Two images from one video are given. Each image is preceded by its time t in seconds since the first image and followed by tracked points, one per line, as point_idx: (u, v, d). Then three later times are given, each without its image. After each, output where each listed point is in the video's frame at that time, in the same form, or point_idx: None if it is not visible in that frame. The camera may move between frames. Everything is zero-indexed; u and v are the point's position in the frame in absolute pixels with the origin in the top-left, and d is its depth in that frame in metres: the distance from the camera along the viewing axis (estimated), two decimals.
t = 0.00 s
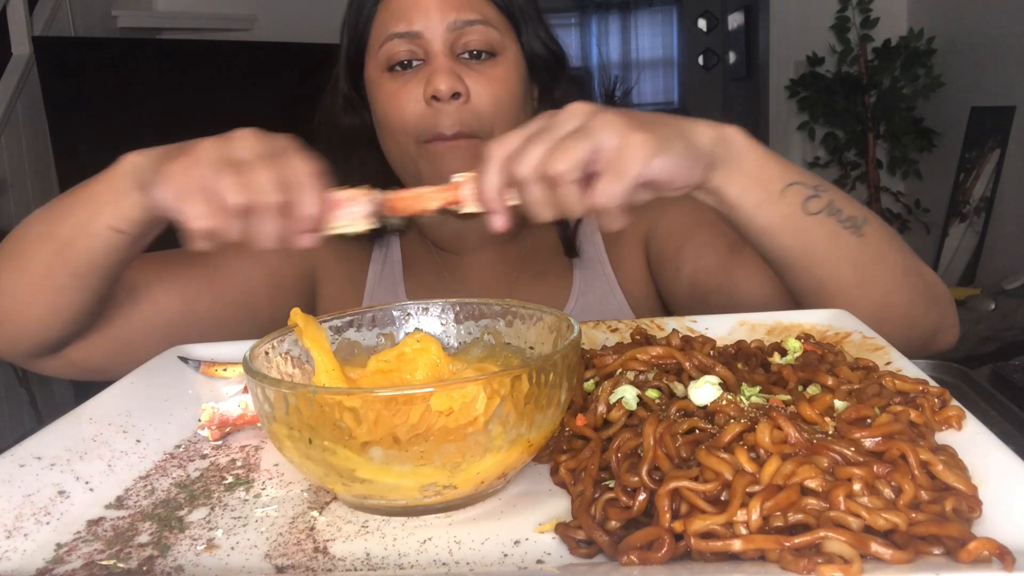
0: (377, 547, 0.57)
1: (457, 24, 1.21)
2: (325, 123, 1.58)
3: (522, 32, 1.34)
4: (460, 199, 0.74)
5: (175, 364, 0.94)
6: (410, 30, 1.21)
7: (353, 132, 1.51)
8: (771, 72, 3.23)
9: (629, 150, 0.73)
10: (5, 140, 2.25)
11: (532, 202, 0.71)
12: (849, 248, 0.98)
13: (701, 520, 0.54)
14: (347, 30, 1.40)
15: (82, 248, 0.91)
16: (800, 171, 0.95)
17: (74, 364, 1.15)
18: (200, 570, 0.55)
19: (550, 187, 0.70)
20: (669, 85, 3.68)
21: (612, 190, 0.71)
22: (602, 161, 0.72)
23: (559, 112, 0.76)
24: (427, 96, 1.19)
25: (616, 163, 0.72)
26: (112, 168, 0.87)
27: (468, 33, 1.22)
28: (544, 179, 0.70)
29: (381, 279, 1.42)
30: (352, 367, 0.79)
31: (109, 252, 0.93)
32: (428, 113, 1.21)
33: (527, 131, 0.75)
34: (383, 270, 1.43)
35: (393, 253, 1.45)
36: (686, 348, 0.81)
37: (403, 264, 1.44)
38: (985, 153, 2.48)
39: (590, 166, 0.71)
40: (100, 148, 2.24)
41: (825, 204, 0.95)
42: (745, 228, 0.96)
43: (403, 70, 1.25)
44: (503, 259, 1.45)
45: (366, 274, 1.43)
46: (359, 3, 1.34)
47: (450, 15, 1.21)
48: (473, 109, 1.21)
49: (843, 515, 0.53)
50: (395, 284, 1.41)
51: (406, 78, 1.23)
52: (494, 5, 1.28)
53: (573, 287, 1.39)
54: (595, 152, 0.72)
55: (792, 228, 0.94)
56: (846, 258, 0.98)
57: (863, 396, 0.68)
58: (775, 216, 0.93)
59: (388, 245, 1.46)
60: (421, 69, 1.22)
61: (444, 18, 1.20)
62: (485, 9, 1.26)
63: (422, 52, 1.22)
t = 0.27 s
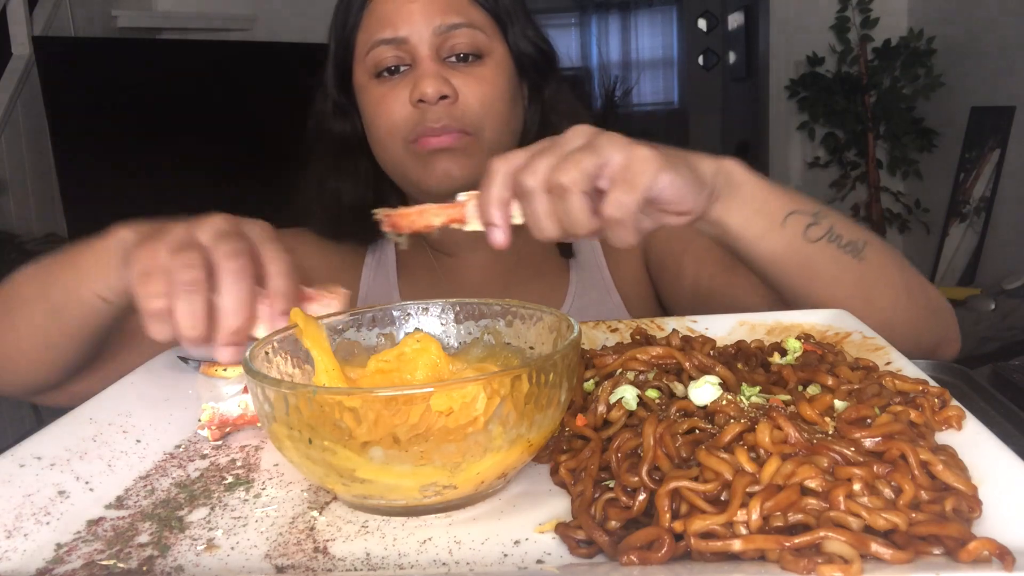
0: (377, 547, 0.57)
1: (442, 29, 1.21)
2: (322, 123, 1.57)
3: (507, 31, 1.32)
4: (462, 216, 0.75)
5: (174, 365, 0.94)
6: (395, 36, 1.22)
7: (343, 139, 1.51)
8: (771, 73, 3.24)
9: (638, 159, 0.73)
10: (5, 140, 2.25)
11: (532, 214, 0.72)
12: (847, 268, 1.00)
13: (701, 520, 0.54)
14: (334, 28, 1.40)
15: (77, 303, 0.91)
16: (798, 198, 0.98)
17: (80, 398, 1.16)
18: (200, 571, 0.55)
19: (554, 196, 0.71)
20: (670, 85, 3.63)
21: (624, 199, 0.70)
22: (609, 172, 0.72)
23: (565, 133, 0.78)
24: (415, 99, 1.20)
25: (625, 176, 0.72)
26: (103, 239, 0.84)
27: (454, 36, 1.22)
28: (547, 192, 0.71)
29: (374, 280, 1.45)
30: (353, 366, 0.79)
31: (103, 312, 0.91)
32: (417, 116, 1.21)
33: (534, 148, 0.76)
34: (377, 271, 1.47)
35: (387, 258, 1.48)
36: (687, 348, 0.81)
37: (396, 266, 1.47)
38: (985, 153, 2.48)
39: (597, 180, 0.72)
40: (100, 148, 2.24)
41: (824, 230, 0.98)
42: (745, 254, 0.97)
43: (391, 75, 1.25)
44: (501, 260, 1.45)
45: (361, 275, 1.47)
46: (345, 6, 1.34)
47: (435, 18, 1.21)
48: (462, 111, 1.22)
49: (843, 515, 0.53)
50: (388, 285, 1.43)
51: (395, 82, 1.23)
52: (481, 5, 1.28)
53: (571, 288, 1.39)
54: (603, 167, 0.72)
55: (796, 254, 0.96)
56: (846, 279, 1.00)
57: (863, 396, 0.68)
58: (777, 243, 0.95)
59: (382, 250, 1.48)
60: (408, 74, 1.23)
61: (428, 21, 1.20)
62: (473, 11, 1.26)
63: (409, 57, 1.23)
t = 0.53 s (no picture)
0: (377, 547, 0.57)
1: (435, 27, 1.21)
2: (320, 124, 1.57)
3: (500, 31, 1.32)
4: (423, 209, 0.74)
5: (174, 365, 0.94)
6: (387, 35, 1.22)
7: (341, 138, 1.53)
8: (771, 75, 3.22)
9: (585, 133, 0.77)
10: (5, 139, 2.25)
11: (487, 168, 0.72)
12: (827, 284, 1.02)
13: (701, 520, 0.54)
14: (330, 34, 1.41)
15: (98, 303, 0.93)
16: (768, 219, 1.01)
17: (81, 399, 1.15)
18: (200, 570, 0.55)
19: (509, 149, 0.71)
20: (670, 84, 3.62)
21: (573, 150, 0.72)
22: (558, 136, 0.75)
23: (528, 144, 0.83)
24: (407, 98, 1.18)
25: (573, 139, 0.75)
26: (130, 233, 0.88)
27: (447, 35, 1.22)
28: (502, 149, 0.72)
29: (373, 283, 1.43)
30: (353, 366, 0.79)
31: (129, 312, 0.94)
32: (409, 117, 1.20)
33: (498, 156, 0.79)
34: (376, 272, 1.44)
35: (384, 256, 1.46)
36: (686, 348, 0.81)
37: (395, 269, 1.45)
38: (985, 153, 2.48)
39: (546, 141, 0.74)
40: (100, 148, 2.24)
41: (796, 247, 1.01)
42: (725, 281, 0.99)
43: (383, 75, 1.24)
44: (500, 261, 1.45)
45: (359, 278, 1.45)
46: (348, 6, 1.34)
47: (428, 18, 1.21)
48: (454, 110, 1.20)
49: (844, 515, 0.53)
50: (388, 285, 1.42)
51: (388, 82, 1.22)
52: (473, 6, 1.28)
53: (570, 288, 1.39)
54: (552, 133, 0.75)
55: (772, 273, 0.99)
56: (827, 295, 1.02)
57: (863, 396, 0.68)
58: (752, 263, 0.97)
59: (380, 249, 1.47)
60: (401, 73, 1.22)
61: (419, 22, 1.21)
62: (465, 10, 1.27)
63: (402, 57, 1.22)
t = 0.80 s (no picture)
0: (377, 547, 0.57)
1: (436, 18, 1.21)
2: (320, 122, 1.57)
3: (505, 34, 1.33)
4: (416, 187, 0.73)
5: (175, 364, 0.94)
6: (389, 26, 1.22)
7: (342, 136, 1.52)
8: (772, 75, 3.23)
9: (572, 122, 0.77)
10: (5, 139, 2.25)
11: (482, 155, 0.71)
12: (826, 288, 1.02)
13: (701, 520, 0.54)
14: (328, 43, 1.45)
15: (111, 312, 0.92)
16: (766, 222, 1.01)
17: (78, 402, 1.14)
18: (200, 570, 0.55)
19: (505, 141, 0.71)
20: (670, 84, 3.62)
21: (562, 132, 0.73)
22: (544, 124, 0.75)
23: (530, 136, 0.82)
24: (409, 88, 1.18)
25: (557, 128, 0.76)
26: (156, 243, 0.89)
27: (448, 26, 1.22)
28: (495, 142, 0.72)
29: (374, 284, 1.44)
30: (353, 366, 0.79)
31: (140, 325, 0.93)
32: (412, 106, 1.19)
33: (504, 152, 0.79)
34: (376, 274, 1.45)
35: (385, 258, 1.48)
36: (686, 348, 0.81)
37: (395, 267, 1.47)
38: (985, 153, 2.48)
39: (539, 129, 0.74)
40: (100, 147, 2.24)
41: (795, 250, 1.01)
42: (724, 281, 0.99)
43: (386, 69, 1.24)
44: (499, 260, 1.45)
45: (360, 280, 1.45)
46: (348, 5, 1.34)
47: (429, 10, 1.22)
48: (456, 99, 1.20)
49: (843, 515, 0.53)
50: (389, 286, 1.42)
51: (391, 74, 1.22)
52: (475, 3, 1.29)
53: (571, 288, 1.39)
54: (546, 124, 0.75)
55: (773, 276, 0.99)
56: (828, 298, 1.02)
57: (863, 396, 0.68)
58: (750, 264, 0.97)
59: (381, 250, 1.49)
60: (404, 65, 1.22)
61: (423, 13, 1.21)
62: (465, 9, 1.27)
63: (403, 49, 1.22)
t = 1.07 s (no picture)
0: (377, 547, 0.57)
1: (444, 10, 1.22)
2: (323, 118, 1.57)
3: (512, 33, 1.34)
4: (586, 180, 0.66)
5: (175, 364, 0.95)
6: (397, 17, 1.22)
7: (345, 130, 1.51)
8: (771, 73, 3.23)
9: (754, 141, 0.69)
10: (5, 139, 2.25)
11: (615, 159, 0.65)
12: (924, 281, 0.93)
13: (701, 520, 0.54)
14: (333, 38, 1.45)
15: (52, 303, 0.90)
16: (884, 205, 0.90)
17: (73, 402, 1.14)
18: (200, 571, 0.55)
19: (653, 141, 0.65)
20: (670, 85, 3.66)
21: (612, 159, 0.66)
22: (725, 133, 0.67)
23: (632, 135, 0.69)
24: (415, 76, 1.18)
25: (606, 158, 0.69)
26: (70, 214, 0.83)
27: (455, 19, 1.22)
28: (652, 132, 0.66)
29: (372, 281, 1.45)
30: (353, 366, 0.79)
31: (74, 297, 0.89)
32: (417, 94, 1.19)
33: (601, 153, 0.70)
34: (375, 272, 1.46)
35: (385, 255, 1.48)
36: (687, 348, 0.80)
37: (395, 265, 1.47)
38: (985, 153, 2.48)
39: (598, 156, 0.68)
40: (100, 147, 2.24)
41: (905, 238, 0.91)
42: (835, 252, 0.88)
43: (392, 59, 1.25)
44: (500, 259, 1.45)
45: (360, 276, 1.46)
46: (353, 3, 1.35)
47: (438, 2, 1.22)
48: (461, 88, 1.19)
49: (844, 515, 0.53)
50: (388, 285, 1.43)
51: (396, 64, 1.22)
52: None
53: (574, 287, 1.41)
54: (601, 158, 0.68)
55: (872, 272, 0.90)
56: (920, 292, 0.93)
57: (863, 396, 0.68)
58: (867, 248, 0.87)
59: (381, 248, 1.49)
60: (410, 55, 1.22)
61: (431, 5, 1.21)
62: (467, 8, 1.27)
63: (410, 41, 1.22)
